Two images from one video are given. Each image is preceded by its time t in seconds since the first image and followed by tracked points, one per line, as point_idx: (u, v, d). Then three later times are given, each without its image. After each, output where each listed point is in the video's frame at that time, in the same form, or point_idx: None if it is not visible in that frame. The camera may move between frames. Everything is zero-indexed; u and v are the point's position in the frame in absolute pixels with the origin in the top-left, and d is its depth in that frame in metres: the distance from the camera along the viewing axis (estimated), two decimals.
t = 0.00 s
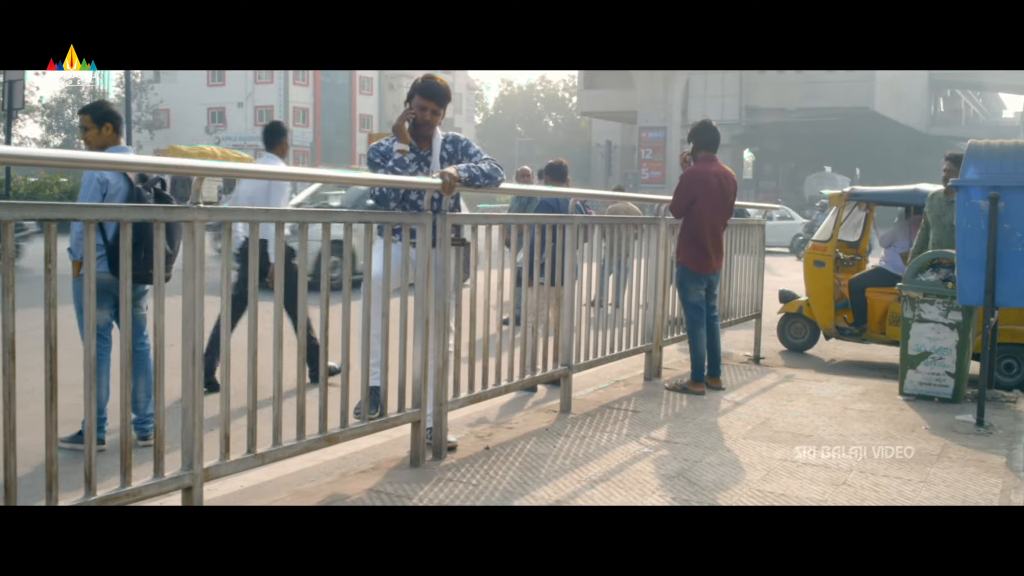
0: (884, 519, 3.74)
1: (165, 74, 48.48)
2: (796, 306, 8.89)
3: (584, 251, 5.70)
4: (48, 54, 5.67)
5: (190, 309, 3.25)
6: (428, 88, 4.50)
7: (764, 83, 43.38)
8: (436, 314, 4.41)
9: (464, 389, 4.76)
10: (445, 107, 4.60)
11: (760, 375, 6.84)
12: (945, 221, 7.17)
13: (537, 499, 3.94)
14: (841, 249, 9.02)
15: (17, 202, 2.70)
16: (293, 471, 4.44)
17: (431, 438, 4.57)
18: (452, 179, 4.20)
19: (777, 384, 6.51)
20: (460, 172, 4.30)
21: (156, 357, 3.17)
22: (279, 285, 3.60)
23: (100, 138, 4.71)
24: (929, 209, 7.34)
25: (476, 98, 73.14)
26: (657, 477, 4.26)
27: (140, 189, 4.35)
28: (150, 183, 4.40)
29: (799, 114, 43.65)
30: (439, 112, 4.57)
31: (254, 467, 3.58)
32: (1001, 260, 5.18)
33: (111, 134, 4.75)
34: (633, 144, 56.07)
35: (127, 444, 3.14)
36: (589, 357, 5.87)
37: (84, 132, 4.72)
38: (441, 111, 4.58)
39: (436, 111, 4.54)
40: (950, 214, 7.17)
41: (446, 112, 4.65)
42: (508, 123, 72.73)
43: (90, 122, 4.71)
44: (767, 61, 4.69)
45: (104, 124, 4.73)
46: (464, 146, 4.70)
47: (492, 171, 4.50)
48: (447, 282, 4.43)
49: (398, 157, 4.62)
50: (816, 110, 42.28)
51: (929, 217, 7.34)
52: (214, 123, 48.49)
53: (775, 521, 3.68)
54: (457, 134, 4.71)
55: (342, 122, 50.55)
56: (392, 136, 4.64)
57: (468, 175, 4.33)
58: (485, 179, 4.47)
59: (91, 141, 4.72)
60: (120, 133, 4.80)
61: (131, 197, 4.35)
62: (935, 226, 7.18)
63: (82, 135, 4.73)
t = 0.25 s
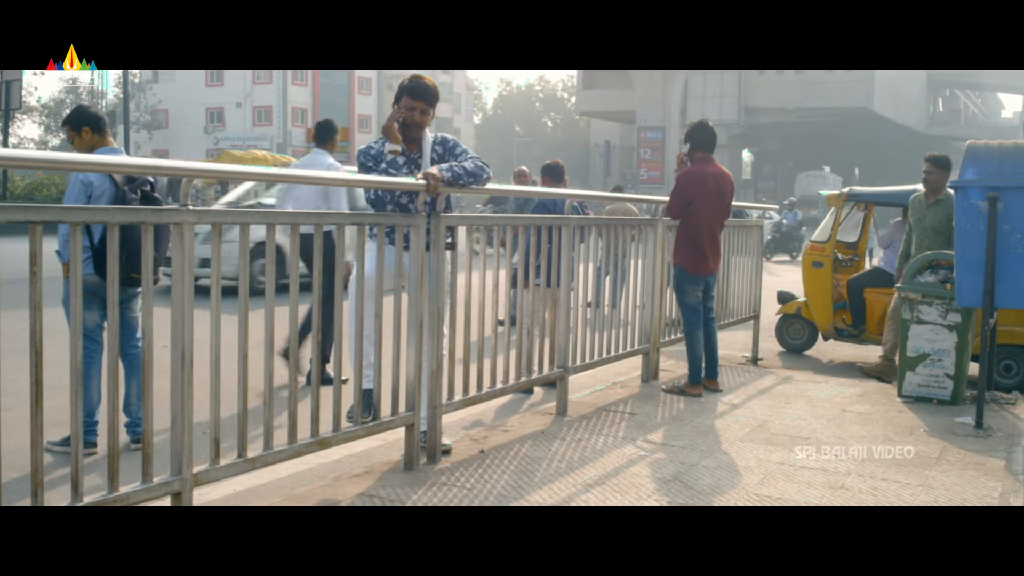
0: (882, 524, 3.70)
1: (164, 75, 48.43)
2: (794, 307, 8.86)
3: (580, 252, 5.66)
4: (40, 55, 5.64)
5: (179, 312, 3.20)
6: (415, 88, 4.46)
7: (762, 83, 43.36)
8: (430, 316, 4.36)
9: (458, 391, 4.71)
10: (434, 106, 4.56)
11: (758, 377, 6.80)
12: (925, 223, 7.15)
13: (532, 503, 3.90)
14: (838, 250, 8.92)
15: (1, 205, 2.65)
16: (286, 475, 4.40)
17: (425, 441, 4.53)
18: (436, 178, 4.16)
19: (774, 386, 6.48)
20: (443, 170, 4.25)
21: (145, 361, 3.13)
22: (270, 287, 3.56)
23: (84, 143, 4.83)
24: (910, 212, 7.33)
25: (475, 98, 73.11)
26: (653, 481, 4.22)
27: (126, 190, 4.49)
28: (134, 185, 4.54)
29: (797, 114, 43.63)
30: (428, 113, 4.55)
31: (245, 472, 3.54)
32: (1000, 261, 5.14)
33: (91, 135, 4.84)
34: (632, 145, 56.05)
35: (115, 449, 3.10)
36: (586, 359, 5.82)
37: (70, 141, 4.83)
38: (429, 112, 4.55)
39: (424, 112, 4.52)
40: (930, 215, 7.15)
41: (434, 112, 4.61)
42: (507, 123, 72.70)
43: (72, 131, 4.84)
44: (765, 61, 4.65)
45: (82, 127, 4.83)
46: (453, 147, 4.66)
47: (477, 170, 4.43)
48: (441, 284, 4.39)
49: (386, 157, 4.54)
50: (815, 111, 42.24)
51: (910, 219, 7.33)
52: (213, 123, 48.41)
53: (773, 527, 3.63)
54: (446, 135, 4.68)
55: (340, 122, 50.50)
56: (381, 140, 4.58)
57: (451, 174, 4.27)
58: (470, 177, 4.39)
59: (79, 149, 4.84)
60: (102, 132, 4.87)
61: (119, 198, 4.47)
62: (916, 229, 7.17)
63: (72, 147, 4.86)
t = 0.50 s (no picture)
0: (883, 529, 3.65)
1: (162, 75, 48.35)
2: (794, 308, 8.83)
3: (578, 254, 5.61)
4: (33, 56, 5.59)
5: (171, 315, 3.16)
6: (404, 93, 4.42)
7: (761, 84, 43.32)
8: (426, 319, 4.32)
9: (454, 395, 4.67)
10: (423, 109, 4.53)
11: (757, 379, 6.76)
12: (896, 219, 7.21)
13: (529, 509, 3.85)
14: (838, 251, 8.77)
15: None
16: (280, 479, 4.36)
17: (421, 444, 4.48)
18: (416, 179, 4.05)
19: (774, 389, 6.43)
20: (424, 170, 4.16)
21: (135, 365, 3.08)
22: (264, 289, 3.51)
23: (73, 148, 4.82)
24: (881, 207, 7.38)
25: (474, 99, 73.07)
26: (651, 486, 4.18)
27: (114, 192, 4.48)
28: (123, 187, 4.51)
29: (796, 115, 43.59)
30: (416, 116, 4.49)
31: (237, 478, 3.49)
32: (1000, 263, 5.10)
33: (80, 139, 4.82)
34: (631, 145, 56.02)
35: (105, 454, 3.05)
36: (584, 362, 5.78)
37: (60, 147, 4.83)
38: (420, 115, 4.51)
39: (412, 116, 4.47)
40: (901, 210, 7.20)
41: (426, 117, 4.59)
42: (506, 124, 72.67)
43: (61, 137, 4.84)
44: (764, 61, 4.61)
45: (70, 131, 4.81)
46: (446, 150, 4.56)
47: (460, 172, 4.34)
48: (436, 286, 4.34)
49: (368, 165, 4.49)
50: (814, 111, 42.21)
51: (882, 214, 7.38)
52: (211, 124, 48.33)
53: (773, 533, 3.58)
54: (440, 139, 4.59)
55: (339, 123, 50.51)
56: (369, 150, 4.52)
57: (432, 176, 4.17)
58: (453, 180, 4.30)
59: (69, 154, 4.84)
60: (90, 135, 4.84)
61: (106, 199, 4.46)
62: (888, 225, 7.23)
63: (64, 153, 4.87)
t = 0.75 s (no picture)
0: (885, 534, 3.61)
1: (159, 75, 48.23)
2: (793, 310, 8.80)
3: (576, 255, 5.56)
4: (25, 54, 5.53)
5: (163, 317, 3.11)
6: (399, 96, 4.36)
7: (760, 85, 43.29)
8: (422, 321, 4.27)
9: (451, 398, 4.61)
10: (417, 112, 4.45)
11: (756, 381, 6.72)
12: (880, 211, 7.19)
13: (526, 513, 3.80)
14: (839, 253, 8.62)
15: None
16: (275, 483, 4.31)
17: (417, 448, 4.43)
18: (394, 180, 3.91)
19: (773, 390, 6.39)
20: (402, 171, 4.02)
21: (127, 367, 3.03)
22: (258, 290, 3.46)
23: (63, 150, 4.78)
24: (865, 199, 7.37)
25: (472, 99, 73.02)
26: (650, 490, 4.13)
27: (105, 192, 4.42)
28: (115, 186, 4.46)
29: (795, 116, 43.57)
30: (410, 119, 4.42)
31: (230, 482, 3.45)
32: (1002, 264, 5.06)
33: (70, 140, 4.78)
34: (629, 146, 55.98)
35: (96, 458, 3.00)
36: (582, 364, 5.73)
37: (53, 152, 4.81)
38: (414, 118, 4.44)
39: (405, 118, 4.41)
40: (886, 202, 7.18)
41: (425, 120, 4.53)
42: (504, 124, 72.62)
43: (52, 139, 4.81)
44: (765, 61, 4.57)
45: (59, 132, 4.77)
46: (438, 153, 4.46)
47: (441, 174, 4.20)
48: (433, 288, 4.29)
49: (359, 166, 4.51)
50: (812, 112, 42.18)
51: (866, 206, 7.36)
52: (208, 124, 48.20)
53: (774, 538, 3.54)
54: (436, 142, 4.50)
55: (337, 123, 50.43)
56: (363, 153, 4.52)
57: (412, 176, 4.05)
58: (432, 181, 4.16)
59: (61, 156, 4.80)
60: (80, 135, 4.80)
61: (97, 200, 4.41)
62: (872, 217, 7.22)
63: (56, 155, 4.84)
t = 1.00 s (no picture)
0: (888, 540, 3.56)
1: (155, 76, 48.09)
2: (792, 312, 8.77)
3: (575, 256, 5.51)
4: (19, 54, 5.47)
5: (156, 319, 3.06)
6: (403, 96, 4.32)
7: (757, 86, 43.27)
8: (420, 323, 4.22)
9: (449, 401, 4.56)
10: (421, 114, 4.40)
11: (755, 384, 6.67)
12: (872, 215, 6.84)
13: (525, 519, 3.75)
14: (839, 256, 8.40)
15: None
16: (270, 488, 4.25)
17: (415, 451, 4.39)
18: (386, 183, 3.85)
19: (773, 393, 6.35)
20: (400, 173, 3.96)
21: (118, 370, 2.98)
22: (252, 292, 3.41)
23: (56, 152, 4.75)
24: (855, 200, 7.02)
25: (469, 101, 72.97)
26: (650, 495, 4.09)
27: (100, 193, 4.35)
28: (111, 186, 4.40)
29: (792, 117, 43.56)
30: (413, 120, 4.37)
31: (225, 487, 3.41)
32: (1003, 266, 5.02)
33: (62, 141, 4.74)
34: (625, 147, 56.02)
35: (88, 463, 2.95)
36: (581, 366, 5.69)
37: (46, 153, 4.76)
38: (417, 120, 4.39)
39: (408, 119, 4.36)
40: (878, 206, 6.85)
41: (429, 123, 4.49)
42: (501, 126, 72.59)
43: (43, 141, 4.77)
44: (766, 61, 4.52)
45: (51, 134, 4.73)
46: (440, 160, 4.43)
47: (434, 176, 4.13)
48: (430, 290, 4.25)
49: (359, 164, 4.45)
50: (809, 114, 42.17)
51: (855, 208, 7.03)
52: (205, 125, 48.05)
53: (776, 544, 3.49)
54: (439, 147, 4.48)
55: (334, 124, 50.35)
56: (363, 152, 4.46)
57: (409, 179, 3.99)
58: (426, 185, 4.10)
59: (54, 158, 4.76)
60: (72, 135, 4.75)
61: (93, 200, 4.35)
62: (863, 220, 6.85)
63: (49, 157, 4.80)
